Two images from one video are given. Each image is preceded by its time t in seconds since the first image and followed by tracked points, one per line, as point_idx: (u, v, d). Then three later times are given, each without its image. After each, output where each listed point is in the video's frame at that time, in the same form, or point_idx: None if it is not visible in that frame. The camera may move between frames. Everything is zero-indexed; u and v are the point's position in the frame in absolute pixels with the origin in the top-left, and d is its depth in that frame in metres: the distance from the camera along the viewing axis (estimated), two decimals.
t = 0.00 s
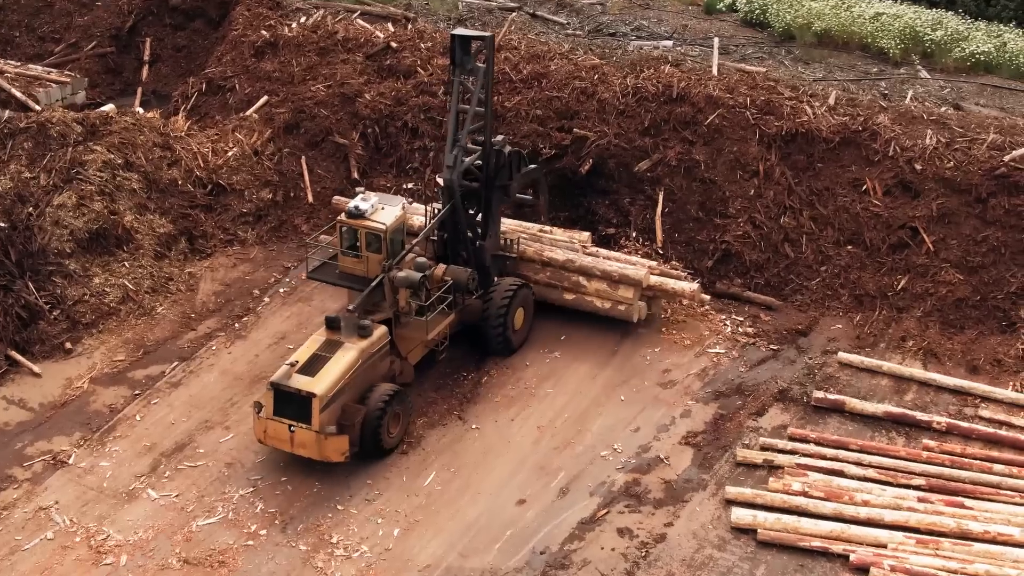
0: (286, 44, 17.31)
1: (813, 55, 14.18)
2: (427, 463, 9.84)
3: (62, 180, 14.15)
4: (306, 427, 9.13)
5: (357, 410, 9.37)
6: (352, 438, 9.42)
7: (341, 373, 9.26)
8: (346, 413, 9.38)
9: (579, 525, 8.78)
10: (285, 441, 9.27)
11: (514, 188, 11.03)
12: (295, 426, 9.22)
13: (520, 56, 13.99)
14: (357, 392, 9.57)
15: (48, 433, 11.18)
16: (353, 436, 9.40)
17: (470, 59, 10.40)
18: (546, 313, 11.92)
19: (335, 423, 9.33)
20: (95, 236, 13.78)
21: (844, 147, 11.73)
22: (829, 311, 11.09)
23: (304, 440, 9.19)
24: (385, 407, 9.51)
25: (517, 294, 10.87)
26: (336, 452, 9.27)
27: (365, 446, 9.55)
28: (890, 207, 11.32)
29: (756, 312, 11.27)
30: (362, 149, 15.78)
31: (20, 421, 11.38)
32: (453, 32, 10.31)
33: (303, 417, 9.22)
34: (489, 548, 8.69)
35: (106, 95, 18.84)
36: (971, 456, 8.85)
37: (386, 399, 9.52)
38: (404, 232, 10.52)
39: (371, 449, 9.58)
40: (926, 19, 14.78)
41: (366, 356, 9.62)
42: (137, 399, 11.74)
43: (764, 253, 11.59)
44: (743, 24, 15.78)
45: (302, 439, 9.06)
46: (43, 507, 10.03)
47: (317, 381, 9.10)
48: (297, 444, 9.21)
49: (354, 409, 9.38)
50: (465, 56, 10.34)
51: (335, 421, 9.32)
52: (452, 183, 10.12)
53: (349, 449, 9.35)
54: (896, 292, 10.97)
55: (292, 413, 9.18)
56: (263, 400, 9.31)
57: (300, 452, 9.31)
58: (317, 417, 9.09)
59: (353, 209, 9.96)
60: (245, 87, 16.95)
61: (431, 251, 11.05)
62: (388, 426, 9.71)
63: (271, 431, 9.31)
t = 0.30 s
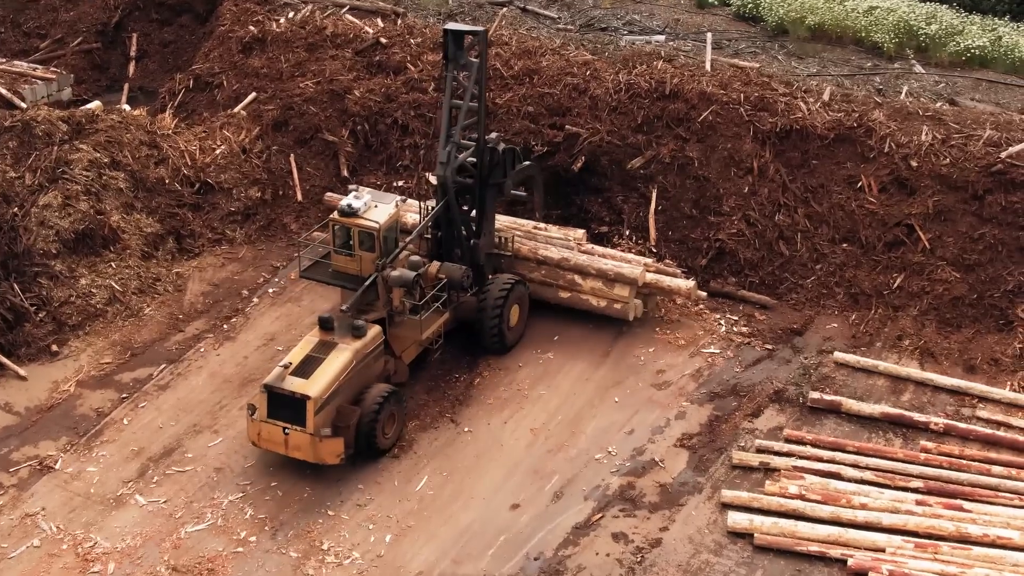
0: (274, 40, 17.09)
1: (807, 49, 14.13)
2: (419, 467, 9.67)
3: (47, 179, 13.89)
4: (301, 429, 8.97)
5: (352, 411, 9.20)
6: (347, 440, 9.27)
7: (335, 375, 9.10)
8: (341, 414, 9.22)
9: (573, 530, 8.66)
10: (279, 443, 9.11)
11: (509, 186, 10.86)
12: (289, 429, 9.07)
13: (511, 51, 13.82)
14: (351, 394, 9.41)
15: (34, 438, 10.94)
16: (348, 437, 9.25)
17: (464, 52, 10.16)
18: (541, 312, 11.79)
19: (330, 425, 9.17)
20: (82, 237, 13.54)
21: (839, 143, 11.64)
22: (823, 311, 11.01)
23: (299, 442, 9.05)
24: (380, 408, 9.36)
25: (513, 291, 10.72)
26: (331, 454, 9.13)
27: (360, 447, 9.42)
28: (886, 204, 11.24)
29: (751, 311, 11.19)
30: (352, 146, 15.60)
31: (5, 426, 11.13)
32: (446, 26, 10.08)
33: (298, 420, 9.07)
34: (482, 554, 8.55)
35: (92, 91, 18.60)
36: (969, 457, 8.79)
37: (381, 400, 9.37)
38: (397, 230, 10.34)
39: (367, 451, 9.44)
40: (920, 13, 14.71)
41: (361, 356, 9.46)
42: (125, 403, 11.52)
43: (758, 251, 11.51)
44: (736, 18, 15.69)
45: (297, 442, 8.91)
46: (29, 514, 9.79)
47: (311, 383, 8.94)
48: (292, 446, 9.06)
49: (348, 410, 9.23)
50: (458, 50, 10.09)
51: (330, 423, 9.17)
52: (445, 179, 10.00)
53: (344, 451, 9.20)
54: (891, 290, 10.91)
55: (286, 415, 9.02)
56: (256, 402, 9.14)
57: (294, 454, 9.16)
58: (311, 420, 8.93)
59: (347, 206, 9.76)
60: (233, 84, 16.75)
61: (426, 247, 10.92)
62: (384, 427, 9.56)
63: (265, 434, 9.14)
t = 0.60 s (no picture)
0: (265, 36, 16.89)
1: (804, 44, 14.05)
2: (414, 471, 9.51)
3: (36, 178, 13.68)
4: (296, 430, 8.80)
5: (348, 411, 9.03)
6: (343, 441, 9.10)
7: (331, 375, 8.93)
8: (337, 415, 9.05)
9: (570, 535, 8.53)
10: (274, 445, 8.93)
11: (506, 185, 10.71)
12: (284, 430, 8.89)
13: (506, 47, 13.67)
14: (347, 394, 9.24)
15: (23, 442, 10.71)
16: (344, 438, 9.08)
17: (462, 49, 9.99)
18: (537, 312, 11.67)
19: (326, 426, 9.00)
20: (71, 237, 13.32)
21: (837, 140, 11.55)
22: (822, 310, 10.94)
23: (294, 443, 8.87)
24: (376, 408, 9.20)
25: (510, 290, 10.57)
26: (327, 455, 8.95)
27: (356, 448, 9.26)
28: (884, 201, 11.16)
29: (748, 311, 11.11)
30: (344, 143, 15.44)
31: None
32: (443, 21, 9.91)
33: (293, 420, 8.89)
34: (478, 560, 8.42)
35: (81, 88, 18.37)
36: (971, 459, 8.73)
37: (378, 400, 9.21)
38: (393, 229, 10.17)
39: (363, 452, 9.27)
40: (918, 7, 14.63)
41: (356, 356, 9.29)
42: (115, 405, 11.31)
43: (756, 250, 11.41)
44: (732, 12, 15.57)
45: (292, 443, 8.73)
46: (18, 521, 9.55)
47: (307, 383, 8.78)
48: (287, 447, 8.88)
49: (344, 411, 9.06)
50: (455, 47, 9.92)
51: (326, 424, 9.00)
52: (442, 177, 9.85)
53: (340, 452, 9.03)
54: (890, 289, 10.85)
55: (281, 416, 8.85)
56: (251, 403, 8.96)
57: (290, 456, 8.98)
58: (307, 420, 8.76)
59: (342, 204, 9.58)
60: (224, 80, 16.55)
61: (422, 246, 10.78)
62: (380, 428, 9.39)
63: (259, 435, 8.95)
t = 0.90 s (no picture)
0: (258, 31, 16.70)
1: (802, 39, 13.96)
2: (410, 474, 9.37)
3: (26, 177, 13.51)
4: (290, 436, 8.66)
5: (342, 416, 8.90)
6: (337, 446, 8.97)
7: (325, 379, 8.80)
8: (331, 420, 8.91)
9: (568, 540, 8.42)
10: (267, 450, 8.79)
11: (502, 184, 10.55)
12: (277, 436, 8.75)
13: (501, 42, 13.52)
14: (341, 398, 9.11)
15: (13, 446, 10.56)
16: (338, 444, 8.95)
17: (456, 47, 9.82)
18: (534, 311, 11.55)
19: (320, 431, 8.86)
20: (62, 237, 13.15)
21: (836, 136, 11.46)
22: (821, 309, 10.84)
23: (287, 449, 8.73)
24: (371, 413, 9.07)
25: (506, 290, 10.44)
26: (321, 461, 8.81)
27: (350, 454, 9.15)
28: (884, 199, 11.07)
29: (747, 309, 11.01)
30: (339, 140, 15.28)
31: None
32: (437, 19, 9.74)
33: (286, 426, 8.76)
34: (475, 565, 8.29)
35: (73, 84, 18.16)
36: (973, 461, 8.64)
37: (372, 405, 9.08)
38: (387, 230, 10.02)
39: (357, 457, 9.13)
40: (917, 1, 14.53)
41: (351, 360, 9.16)
42: (107, 408, 11.15)
43: (755, 248, 11.29)
44: (730, 6, 15.45)
45: (285, 449, 8.60)
46: (9, 527, 9.40)
47: (300, 388, 8.64)
48: (280, 453, 8.74)
49: (338, 416, 8.92)
50: (450, 44, 9.75)
51: (319, 430, 8.86)
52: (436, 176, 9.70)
53: (334, 458, 8.89)
54: (890, 288, 10.76)
55: (274, 421, 8.71)
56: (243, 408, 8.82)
57: (283, 461, 8.84)
58: (300, 426, 8.63)
59: (335, 205, 9.43)
60: (217, 76, 16.37)
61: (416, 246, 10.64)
62: (374, 432, 9.26)
63: (252, 440, 8.81)
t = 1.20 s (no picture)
0: (250, 25, 16.49)
1: (800, 32, 13.81)
2: (405, 479, 9.24)
3: (15, 176, 13.31)
4: (280, 443, 8.52)
5: (333, 422, 8.76)
6: (327, 453, 8.83)
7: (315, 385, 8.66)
8: (321, 426, 8.77)
9: (566, 545, 8.29)
10: (256, 458, 8.64)
11: (494, 184, 10.40)
12: (267, 443, 8.61)
13: (496, 37, 13.34)
14: (331, 404, 8.97)
15: (3, 450, 10.39)
16: (329, 451, 8.81)
17: (448, 45, 9.66)
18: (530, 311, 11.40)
19: (310, 438, 8.72)
20: (51, 236, 12.95)
21: (836, 132, 11.32)
22: (821, 307, 10.72)
23: (277, 457, 8.59)
24: (362, 419, 8.93)
25: (499, 292, 10.29)
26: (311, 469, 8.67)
27: (341, 460, 9.01)
28: (884, 196, 10.95)
29: (746, 308, 10.88)
30: (332, 137, 15.08)
31: None
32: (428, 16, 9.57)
33: (276, 432, 8.62)
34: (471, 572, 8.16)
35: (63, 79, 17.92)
36: (975, 463, 8.53)
37: (363, 411, 8.95)
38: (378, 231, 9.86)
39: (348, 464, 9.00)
40: None
41: (341, 365, 9.02)
42: (98, 411, 10.98)
43: (754, 246, 11.17)
44: None
45: (275, 456, 8.46)
46: None
47: (289, 395, 8.50)
48: (269, 460, 8.60)
49: (329, 422, 8.79)
50: (441, 42, 9.59)
51: (310, 437, 8.72)
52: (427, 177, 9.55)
53: (324, 466, 8.75)
54: (890, 285, 10.64)
55: (264, 428, 8.57)
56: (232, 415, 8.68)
57: (273, 469, 8.70)
58: (290, 433, 8.49)
59: (325, 206, 9.28)
60: (208, 71, 16.16)
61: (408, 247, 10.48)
62: (366, 439, 9.13)
63: (241, 448, 8.67)
